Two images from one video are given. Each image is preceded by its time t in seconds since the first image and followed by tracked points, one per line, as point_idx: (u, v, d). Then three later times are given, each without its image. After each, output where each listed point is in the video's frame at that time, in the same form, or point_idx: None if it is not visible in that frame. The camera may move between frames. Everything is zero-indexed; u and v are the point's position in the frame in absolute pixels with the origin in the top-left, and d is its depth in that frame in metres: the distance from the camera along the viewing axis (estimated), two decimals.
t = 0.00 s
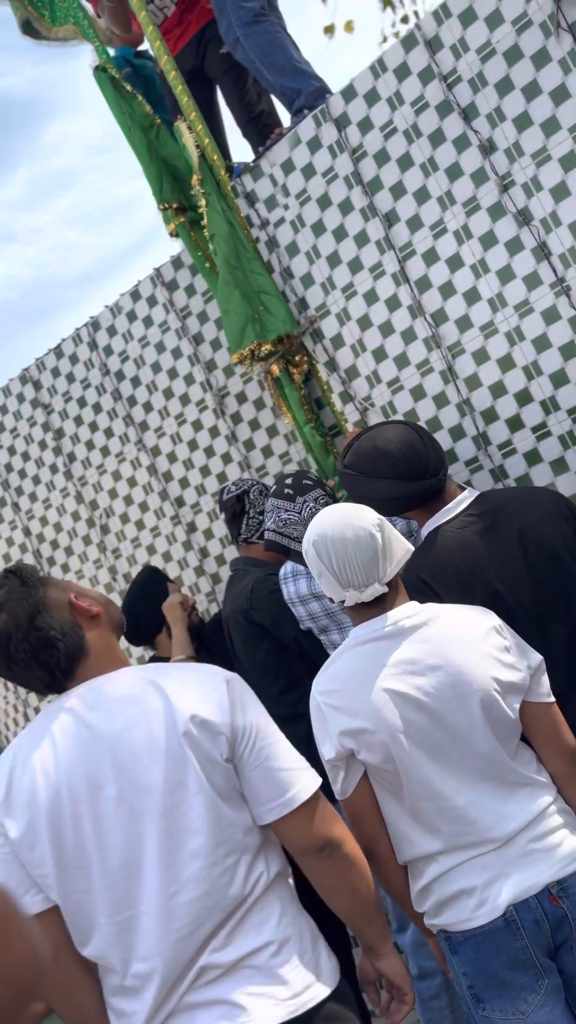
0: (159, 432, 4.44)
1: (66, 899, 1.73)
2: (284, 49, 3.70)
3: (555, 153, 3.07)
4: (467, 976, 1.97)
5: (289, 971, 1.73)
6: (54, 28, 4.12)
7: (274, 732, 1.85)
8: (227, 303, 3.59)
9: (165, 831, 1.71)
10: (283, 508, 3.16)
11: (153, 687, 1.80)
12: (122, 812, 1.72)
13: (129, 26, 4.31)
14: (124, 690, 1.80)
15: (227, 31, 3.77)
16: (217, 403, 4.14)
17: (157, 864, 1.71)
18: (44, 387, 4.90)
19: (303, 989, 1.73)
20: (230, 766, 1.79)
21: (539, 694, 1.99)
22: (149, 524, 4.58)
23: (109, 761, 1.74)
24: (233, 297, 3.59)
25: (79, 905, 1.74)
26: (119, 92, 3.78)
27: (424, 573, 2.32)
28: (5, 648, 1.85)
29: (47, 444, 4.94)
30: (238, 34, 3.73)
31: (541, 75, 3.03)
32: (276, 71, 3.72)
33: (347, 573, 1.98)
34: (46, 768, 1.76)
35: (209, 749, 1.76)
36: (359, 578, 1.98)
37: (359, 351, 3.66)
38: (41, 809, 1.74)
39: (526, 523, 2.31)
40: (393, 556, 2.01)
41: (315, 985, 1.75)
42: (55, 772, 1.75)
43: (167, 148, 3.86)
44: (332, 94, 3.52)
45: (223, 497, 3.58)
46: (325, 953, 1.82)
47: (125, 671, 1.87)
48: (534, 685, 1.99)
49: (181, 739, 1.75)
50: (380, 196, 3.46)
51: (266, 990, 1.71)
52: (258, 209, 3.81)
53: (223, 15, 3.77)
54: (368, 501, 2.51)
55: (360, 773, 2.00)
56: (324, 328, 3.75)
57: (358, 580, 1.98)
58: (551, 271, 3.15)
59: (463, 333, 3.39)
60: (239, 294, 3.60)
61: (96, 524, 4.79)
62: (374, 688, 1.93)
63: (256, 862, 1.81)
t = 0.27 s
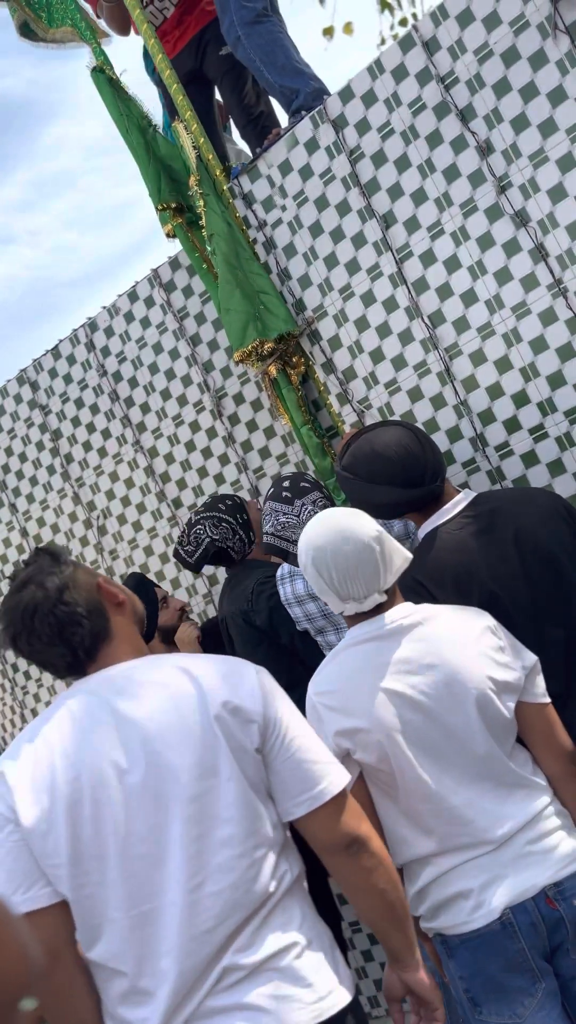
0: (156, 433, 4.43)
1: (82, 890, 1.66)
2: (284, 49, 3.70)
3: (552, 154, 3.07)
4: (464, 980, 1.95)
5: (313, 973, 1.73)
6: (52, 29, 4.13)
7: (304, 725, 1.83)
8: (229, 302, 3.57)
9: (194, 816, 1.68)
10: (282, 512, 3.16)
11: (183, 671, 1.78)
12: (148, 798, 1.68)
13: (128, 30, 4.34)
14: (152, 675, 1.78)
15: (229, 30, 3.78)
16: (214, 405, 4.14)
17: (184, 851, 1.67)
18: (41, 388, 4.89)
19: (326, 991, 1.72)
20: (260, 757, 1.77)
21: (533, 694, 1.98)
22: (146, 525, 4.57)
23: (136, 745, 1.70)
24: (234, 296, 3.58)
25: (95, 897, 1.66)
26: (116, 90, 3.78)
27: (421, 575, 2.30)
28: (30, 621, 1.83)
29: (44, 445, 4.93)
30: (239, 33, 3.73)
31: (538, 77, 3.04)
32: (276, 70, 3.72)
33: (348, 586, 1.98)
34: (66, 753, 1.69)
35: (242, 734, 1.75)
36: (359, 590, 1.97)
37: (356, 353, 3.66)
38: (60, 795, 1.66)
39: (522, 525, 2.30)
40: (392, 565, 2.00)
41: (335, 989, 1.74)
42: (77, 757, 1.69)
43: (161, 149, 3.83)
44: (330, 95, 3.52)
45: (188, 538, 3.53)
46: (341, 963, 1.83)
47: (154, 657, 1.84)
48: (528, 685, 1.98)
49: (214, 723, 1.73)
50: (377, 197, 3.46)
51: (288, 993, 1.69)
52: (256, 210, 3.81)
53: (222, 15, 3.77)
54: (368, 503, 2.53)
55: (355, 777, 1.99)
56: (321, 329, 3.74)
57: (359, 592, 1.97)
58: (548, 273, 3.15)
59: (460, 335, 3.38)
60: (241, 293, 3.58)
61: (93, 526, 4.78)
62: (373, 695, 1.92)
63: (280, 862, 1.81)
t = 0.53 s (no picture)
0: (155, 433, 4.43)
1: (87, 893, 1.67)
2: (287, 47, 3.71)
3: (551, 155, 3.07)
4: (462, 981, 1.95)
5: (321, 972, 1.74)
6: (51, 30, 4.13)
7: (308, 721, 1.83)
8: (224, 305, 3.61)
9: (199, 816, 1.69)
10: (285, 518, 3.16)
11: (186, 670, 1.78)
12: (152, 800, 1.68)
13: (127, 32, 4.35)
14: (154, 673, 1.77)
15: (233, 27, 3.78)
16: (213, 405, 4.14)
17: (191, 851, 1.68)
18: (40, 388, 4.89)
19: (334, 990, 1.73)
20: (263, 753, 1.77)
21: (530, 693, 1.98)
22: (145, 525, 4.56)
23: (139, 746, 1.70)
24: (229, 298, 3.61)
25: (102, 899, 1.68)
26: (115, 89, 3.79)
27: (419, 579, 2.31)
28: (28, 617, 1.83)
29: (43, 445, 4.93)
30: (242, 31, 3.74)
31: (538, 78, 3.04)
32: (278, 70, 3.72)
33: (346, 595, 1.98)
34: (67, 756, 1.70)
35: (247, 732, 1.75)
36: (357, 598, 1.97)
37: (355, 354, 3.66)
38: (62, 799, 1.67)
39: (520, 526, 2.30)
40: (390, 574, 1.99)
41: (343, 988, 1.75)
42: (79, 760, 1.69)
43: (159, 149, 3.80)
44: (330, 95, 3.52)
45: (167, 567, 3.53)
46: (346, 962, 1.84)
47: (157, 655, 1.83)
48: (524, 684, 1.98)
49: (217, 721, 1.73)
50: (376, 198, 3.46)
51: (296, 992, 1.70)
52: (255, 210, 3.81)
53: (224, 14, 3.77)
54: (369, 504, 2.52)
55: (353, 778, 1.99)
56: (320, 330, 3.74)
57: (358, 600, 1.97)
58: (547, 273, 3.15)
59: (459, 335, 3.38)
60: (236, 296, 3.61)
61: (92, 526, 4.78)
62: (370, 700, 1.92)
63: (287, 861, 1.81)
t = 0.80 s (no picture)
0: (156, 433, 4.43)
1: (63, 910, 1.66)
2: (288, 49, 3.72)
3: (552, 156, 3.08)
4: (459, 982, 1.95)
5: (307, 974, 1.73)
6: (53, 31, 4.14)
7: (283, 729, 1.80)
8: (220, 307, 3.61)
9: (173, 830, 1.67)
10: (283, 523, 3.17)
11: (155, 683, 1.74)
12: (124, 816, 1.66)
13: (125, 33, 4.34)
14: (125, 686, 1.75)
15: (234, 28, 3.78)
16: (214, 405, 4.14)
17: (166, 865, 1.66)
18: (41, 388, 4.89)
19: (321, 995, 1.72)
20: (237, 765, 1.74)
21: (528, 694, 1.98)
22: (145, 525, 4.56)
23: (109, 762, 1.69)
24: (225, 301, 3.61)
25: (78, 916, 1.66)
26: (116, 90, 3.79)
27: (420, 581, 2.33)
28: None
29: (43, 445, 4.93)
30: (243, 31, 3.74)
31: (538, 80, 3.04)
32: (280, 71, 3.73)
33: (344, 598, 1.97)
34: (39, 773, 1.69)
35: (218, 745, 1.72)
36: (355, 602, 1.98)
37: (355, 354, 3.66)
38: (34, 816, 1.66)
39: (519, 527, 2.30)
40: (387, 576, 2.01)
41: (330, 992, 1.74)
42: (50, 777, 1.69)
43: (161, 149, 3.81)
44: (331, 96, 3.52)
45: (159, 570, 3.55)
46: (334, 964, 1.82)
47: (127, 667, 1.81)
48: (522, 685, 1.98)
49: (188, 734, 1.70)
50: (377, 199, 3.46)
51: (284, 996, 1.69)
52: (256, 211, 3.81)
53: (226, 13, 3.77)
54: (369, 508, 2.50)
55: (352, 780, 1.99)
56: (321, 330, 3.74)
57: (356, 603, 1.97)
58: (547, 274, 3.16)
59: (460, 336, 3.38)
60: (232, 296, 3.62)
61: (92, 525, 4.78)
62: (368, 702, 1.92)
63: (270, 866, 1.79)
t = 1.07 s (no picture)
0: (157, 433, 4.43)
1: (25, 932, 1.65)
2: (289, 51, 3.72)
3: (554, 158, 3.08)
4: (457, 983, 1.96)
5: (276, 990, 1.74)
6: (55, 31, 4.14)
7: (242, 742, 1.79)
8: (219, 309, 3.61)
9: (132, 849, 1.66)
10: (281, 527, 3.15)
11: (110, 702, 1.72)
12: (82, 837, 1.64)
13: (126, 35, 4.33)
14: (82, 706, 1.73)
15: (236, 29, 3.78)
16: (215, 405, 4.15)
17: (126, 884, 1.65)
18: (43, 388, 4.90)
19: (291, 1007, 1.74)
20: (196, 782, 1.72)
21: (529, 696, 1.98)
22: (146, 525, 4.57)
23: (64, 784, 1.67)
24: (223, 302, 3.62)
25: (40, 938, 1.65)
26: (119, 91, 3.79)
27: (420, 582, 2.36)
28: None
29: (45, 445, 4.94)
30: (244, 33, 3.74)
31: (540, 82, 3.05)
32: (281, 73, 3.73)
33: (345, 600, 1.98)
34: None
35: (176, 762, 1.70)
36: (356, 604, 1.99)
37: (357, 356, 3.66)
38: None
39: (519, 529, 2.30)
40: (388, 578, 2.02)
41: (298, 1002, 1.76)
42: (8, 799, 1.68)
43: (163, 149, 3.84)
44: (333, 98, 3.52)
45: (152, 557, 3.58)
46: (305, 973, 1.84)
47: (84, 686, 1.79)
48: (523, 687, 1.98)
49: (144, 753, 1.68)
50: (379, 200, 3.46)
51: (252, 1011, 1.69)
52: (258, 212, 3.81)
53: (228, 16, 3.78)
54: (372, 509, 2.50)
55: (352, 782, 2.00)
56: (322, 331, 3.74)
57: (357, 605, 1.98)
58: (549, 276, 3.16)
59: (461, 338, 3.39)
60: (230, 298, 3.62)
61: (93, 525, 4.78)
62: (368, 704, 1.92)
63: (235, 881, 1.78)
